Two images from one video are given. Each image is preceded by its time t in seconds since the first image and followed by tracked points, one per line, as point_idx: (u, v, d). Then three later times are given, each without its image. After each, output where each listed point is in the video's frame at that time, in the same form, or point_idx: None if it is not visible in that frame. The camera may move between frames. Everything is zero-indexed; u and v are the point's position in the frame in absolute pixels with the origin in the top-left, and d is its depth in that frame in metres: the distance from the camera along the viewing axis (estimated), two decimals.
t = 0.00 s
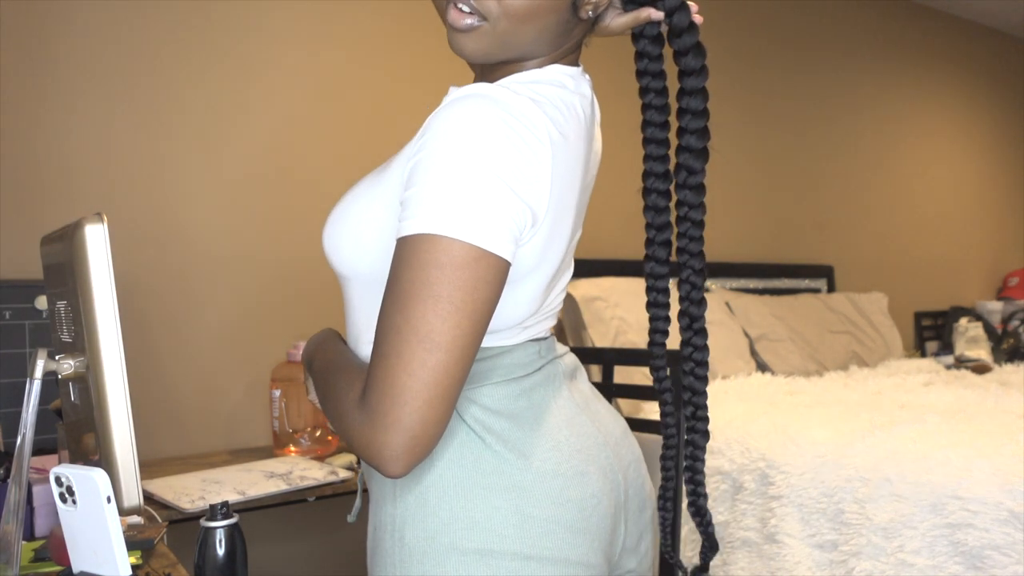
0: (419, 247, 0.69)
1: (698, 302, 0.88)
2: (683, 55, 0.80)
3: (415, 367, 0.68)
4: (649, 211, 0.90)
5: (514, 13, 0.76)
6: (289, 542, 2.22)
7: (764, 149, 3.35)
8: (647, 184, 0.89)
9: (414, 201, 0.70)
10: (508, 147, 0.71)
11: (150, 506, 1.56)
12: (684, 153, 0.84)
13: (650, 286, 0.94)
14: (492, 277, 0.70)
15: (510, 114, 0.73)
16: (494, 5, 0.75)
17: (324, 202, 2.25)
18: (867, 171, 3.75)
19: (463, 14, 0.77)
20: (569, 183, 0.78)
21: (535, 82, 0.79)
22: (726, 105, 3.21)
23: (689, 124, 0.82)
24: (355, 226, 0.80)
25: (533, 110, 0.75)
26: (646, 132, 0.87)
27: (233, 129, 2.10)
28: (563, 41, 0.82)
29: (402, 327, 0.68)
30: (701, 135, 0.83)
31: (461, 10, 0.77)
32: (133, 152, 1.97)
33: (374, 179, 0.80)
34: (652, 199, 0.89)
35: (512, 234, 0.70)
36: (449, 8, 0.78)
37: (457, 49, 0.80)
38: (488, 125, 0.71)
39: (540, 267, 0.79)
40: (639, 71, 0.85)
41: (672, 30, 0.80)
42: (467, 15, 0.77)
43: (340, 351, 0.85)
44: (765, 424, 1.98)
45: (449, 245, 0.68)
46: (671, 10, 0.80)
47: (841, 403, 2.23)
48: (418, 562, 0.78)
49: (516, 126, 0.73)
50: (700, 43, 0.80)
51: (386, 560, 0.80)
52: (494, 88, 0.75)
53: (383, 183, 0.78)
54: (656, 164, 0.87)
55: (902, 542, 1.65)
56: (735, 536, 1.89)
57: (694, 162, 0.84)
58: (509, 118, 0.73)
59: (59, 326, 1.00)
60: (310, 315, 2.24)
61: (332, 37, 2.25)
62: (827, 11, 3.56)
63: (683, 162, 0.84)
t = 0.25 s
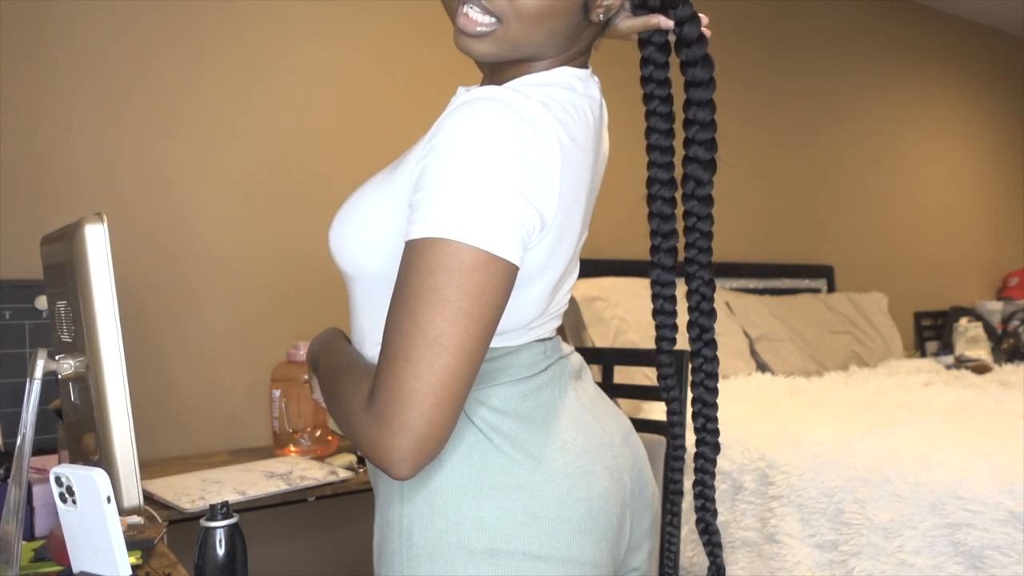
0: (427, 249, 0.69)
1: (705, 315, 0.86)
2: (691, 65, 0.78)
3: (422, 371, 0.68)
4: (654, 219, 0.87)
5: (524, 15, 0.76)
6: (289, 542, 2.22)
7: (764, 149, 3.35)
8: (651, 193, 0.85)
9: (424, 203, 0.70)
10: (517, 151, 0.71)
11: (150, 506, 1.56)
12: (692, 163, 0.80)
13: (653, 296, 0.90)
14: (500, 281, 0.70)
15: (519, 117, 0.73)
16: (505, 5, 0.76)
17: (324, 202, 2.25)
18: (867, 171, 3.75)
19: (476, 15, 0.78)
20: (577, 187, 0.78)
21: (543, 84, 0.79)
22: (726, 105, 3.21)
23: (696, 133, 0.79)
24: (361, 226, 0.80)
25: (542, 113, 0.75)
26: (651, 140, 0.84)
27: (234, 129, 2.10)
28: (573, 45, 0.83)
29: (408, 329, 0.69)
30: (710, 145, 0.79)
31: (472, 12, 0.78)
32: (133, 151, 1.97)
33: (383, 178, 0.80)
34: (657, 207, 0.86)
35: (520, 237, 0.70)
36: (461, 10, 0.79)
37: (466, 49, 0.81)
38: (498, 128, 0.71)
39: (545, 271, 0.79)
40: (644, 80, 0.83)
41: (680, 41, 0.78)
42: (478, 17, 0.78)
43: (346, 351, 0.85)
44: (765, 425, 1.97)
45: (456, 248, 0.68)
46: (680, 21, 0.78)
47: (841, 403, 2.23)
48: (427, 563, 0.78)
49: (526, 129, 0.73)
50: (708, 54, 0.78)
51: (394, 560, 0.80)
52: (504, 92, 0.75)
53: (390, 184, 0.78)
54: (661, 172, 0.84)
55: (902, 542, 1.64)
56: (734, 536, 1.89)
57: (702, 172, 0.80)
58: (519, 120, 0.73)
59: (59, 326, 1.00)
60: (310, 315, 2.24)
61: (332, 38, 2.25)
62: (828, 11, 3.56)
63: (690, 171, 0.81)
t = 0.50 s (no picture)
0: (479, 239, 0.65)
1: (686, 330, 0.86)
2: (671, 80, 0.80)
3: (483, 361, 0.65)
4: (629, 225, 0.88)
5: (547, 13, 0.74)
6: (290, 542, 2.22)
7: (764, 149, 3.35)
8: (629, 199, 0.87)
9: (472, 193, 0.67)
10: (562, 143, 0.69)
11: (150, 506, 1.56)
12: (669, 178, 0.82)
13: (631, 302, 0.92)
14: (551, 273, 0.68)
15: (555, 108, 0.72)
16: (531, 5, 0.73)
17: (324, 202, 2.25)
18: (867, 171, 3.75)
19: (496, 10, 0.75)
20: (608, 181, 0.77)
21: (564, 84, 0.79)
22: (726, 105, 3.21)
23: (673, 147, 0.81)
24: (385, 224, 0.75)
25: (576, 108, 0.74)
26: (630, 146, 0.86)
27: (233, 130, 2.10)
28: (583, 46, 0.81)
29: (459, 323, 0.65)
30: (685, 161, 0.81)
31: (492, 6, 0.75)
32: (133, 151, 1.97)
33: (405, 177, 0.77)
34: (634, 212, 0.88)
35: (568, 229, 0.68)
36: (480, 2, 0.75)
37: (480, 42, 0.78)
38: (542, 120, 0.69)
39: (576, 268, 0.77)
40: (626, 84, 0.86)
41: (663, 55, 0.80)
42: (497, 11, 0.75)
43: (362, 356, 0.80)
44: (765, 425, 1.97)
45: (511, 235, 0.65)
46: (663, 34, 0.80)
47: (841, 403, 2.23)
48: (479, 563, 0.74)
49: (566, 122, 0.71)
50: (689, 72, 0.80)
51: (436, 563, 0.75)
52: (533, 86, 0.73)
53: (419, 181, 0.74)
54: (638, 178, 0.86)
55: (902, 542, 1.65)
56: (735, 536, 1.89)
57: (680, 188, 0.81)
58: (558, 114, 0.71)
59: (59, 326, 1.00)
60: (310, 316, 2.23)
61: (332, 38, 2.25)
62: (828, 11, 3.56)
63: (668, 185, 0.82)
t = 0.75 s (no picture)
0: (563, 231, 0.63)
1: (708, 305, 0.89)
2: (649, 77, 0.83)
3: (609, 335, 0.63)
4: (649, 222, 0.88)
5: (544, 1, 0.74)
6: (289, 542, 2.21)
7: (764, 149, 3.36)
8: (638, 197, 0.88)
9: (540, 192, 0.64)
10: (609, 119, 0.68)
11: (150, 506, 1.56)
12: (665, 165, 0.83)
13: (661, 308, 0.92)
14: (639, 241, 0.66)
15: (578, 92, 0.69)
16: None
17: (324, 202, 2.25)
18: (867, 171, 3.75)
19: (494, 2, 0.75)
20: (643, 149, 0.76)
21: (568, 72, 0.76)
22: (726, 105, 3.21)
23: (665, 135, 0.83)
24: (434, 251, 0.71)
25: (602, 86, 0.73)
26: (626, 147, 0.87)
27: (233, 129, 2.10)
28: (572, 40, 0.80)
29: (575, 303, 0.63)
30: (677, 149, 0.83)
31: None
32: (132, 151, 1.97)
33: (438, 198, 0.73)
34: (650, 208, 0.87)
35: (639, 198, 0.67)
36: None
37: (485, 40, 0.77)
38: (584, 101, 0.68)
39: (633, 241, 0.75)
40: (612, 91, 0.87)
41: (636, 55, 0.84)
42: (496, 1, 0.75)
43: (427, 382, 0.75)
44: (764, 425, 1.98)
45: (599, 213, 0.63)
46: (633, 36, 0.84)
47: (841, 403, 2.22)
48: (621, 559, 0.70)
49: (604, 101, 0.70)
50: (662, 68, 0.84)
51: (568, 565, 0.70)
52: (559, 73, 0.72)
53: (460, 197, 0.71)
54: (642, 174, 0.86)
55: (902, 542, 1.65)
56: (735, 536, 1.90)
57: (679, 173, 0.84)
58: (592, 93, 0.70)
59: (59, 325, 1.00)
60: (310, 315, 2.23)
61: (331, 38, 2.25)
62: (828, 11, 3.56)
63: (668, 173, 0.84)
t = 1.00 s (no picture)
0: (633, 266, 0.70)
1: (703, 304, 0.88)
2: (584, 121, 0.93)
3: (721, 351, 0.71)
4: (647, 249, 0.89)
5: (477, 28, 0.81)
6: (290, 543, 2.21)
7: (764, 149, 3.36)
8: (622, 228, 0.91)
9: (592, 238, 0.71)
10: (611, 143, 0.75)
11: (150, 506, 1.56)
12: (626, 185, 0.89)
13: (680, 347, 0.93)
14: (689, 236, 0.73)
15: (552, 138, 0.75)
16: (438, 4, 0.80)
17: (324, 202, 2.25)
18: (867, 171, 3.75)
19: (431, 35, 0.80)
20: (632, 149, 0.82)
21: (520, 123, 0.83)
22: (726, 106, 3.22)
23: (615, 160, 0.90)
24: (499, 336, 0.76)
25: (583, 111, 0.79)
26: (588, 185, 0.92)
27: (233, 129, 2.10)
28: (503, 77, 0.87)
29: (680, 326, 0.70)
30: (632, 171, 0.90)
31: (428, 33, 0.80)
32: (132, 151, 1.97)
33: (479, 279, 0.78)
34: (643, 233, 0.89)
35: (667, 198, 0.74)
36: (413, 34, 0.81)
37: (424, 75, 0.81)
38: (583, 138, 0.74)
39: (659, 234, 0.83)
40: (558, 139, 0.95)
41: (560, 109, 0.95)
42: (434, 36, 0.80)
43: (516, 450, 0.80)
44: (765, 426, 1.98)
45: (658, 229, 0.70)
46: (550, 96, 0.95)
47: (841, 403, 2.22)
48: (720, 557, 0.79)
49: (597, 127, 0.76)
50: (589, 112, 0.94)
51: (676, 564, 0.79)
52: (549, 119, 0.78)
53: (508, 271, 0.76)
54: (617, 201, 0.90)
55: (901, 542, 1.64)
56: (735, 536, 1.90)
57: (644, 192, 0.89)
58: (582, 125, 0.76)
59: (59, 325, 1.00)
60: (310, 315, 2.23)
61: (332, 38, 2.25)
62: (828, 11, 3.56)
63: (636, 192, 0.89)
